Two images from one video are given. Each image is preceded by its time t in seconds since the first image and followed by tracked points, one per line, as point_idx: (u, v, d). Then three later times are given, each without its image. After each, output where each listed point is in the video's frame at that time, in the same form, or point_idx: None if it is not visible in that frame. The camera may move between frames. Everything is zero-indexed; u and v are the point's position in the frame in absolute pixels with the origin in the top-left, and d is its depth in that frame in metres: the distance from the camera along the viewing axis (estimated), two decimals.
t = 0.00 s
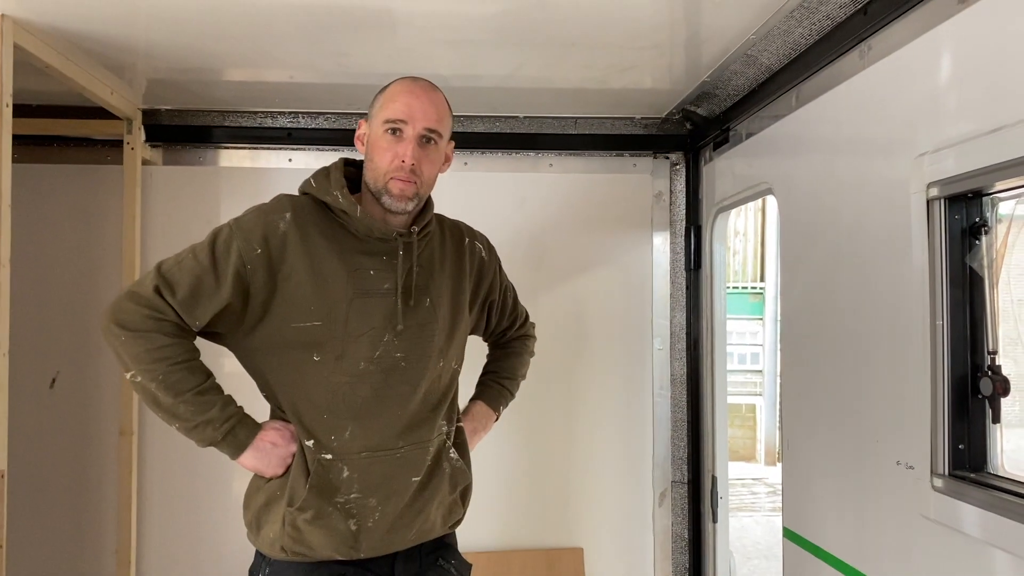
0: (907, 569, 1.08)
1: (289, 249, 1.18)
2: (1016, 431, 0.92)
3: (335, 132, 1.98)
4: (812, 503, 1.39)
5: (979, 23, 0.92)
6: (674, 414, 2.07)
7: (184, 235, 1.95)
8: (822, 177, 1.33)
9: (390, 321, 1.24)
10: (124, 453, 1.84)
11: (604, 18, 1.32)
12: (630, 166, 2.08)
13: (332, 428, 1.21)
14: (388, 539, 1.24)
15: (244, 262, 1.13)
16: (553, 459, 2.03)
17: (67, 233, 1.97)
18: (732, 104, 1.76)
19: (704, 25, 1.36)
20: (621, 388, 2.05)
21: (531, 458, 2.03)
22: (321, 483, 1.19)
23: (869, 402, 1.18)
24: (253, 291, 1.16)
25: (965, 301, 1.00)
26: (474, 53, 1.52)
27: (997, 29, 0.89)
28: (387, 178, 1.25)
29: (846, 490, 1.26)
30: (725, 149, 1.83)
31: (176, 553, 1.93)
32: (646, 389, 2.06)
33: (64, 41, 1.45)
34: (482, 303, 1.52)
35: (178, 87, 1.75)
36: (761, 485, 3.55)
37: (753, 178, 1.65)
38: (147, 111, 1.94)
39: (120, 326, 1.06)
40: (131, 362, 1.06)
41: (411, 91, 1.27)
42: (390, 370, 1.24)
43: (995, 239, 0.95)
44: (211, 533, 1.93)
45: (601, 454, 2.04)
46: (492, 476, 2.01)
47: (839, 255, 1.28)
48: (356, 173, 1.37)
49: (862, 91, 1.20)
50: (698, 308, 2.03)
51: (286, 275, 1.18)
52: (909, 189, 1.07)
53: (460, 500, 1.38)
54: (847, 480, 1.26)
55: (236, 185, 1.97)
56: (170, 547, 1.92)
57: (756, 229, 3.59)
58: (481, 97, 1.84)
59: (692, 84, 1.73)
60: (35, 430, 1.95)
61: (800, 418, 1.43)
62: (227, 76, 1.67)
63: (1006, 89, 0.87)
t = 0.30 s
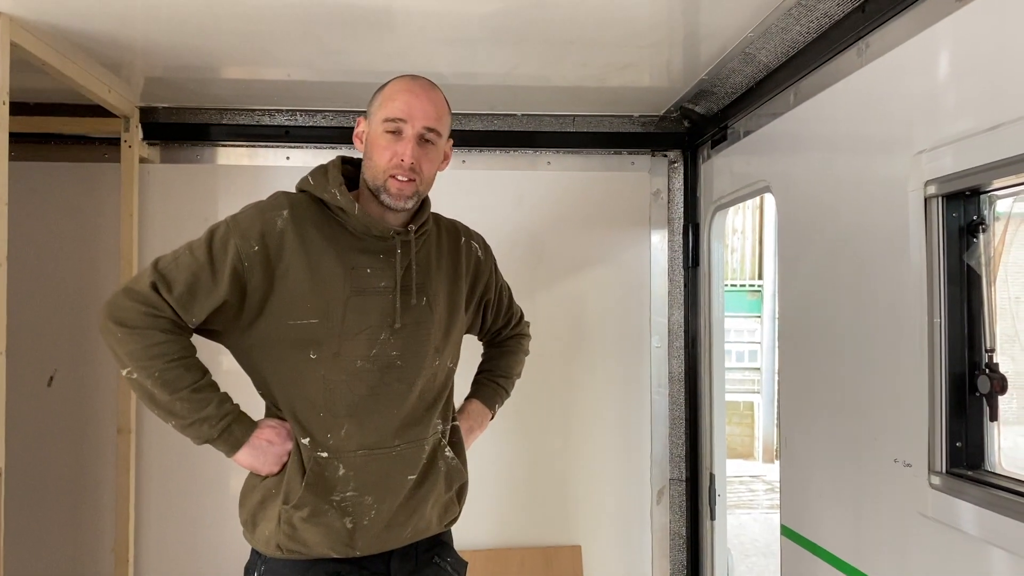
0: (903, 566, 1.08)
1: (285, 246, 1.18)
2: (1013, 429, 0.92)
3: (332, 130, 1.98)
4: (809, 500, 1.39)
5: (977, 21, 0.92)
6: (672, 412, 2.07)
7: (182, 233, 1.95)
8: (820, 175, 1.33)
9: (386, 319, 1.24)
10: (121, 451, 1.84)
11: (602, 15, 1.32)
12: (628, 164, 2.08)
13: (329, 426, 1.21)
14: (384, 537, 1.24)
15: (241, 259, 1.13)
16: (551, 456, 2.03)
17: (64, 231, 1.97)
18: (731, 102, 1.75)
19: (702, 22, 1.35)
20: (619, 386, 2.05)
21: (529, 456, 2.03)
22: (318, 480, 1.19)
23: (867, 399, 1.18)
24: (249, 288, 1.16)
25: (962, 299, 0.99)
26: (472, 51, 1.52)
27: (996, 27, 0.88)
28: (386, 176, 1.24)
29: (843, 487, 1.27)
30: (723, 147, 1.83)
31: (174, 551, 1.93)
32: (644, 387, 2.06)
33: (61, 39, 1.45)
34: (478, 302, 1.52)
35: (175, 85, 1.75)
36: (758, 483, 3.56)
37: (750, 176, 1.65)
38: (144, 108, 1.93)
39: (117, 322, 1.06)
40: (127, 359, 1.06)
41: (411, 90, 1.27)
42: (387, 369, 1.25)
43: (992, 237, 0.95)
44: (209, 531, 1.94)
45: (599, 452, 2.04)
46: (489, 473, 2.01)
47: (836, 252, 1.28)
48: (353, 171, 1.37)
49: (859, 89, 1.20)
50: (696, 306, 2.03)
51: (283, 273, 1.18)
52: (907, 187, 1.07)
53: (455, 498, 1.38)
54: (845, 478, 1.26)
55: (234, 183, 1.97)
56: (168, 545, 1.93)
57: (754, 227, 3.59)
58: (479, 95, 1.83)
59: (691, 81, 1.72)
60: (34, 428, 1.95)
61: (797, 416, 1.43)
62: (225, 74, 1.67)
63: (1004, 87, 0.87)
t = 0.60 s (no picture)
0: (900, 563, 1.09)
1: (283, 245, 1.18)
2: (1011, 426, 0.92)
3: (331, 128, 1.98)
4: (807, 498, 1.40)
5: (974, 17, 0.92)
6: (670, 410, 2.07)
7: (180, 232, 1.95)
8: (818, 173, 1.33)
9: (384, 318, 1.24)
10: (120, 450, 1.85)
11: (600, 13, 1.32)
12: (627, 162, 2.08)
13: (326, 424, 1.21)
14: (381, 535, 1.25)
15: (239, 258, 1.13)
16: (550, 454, 2.03)
17: (62, 229, 1.97)
18: (729, 100, 1.75)
19: (700, 20, 1.35)
20: (618, 384, 2.06)
21: (528, 454, 2.03)
22: (315, 479, 1.19)
23: (864, 397, 1.18)
24: (248, 287, 1.15)
25: (960, 297, 1.00)
26: (470, 49, 1.52)
27: (993, 24, 0.88)
28: (387, 174, 1.24)
29: (840, 485, 1.27)
30: (721, 144, 1.83)
31: (173, 549, 1.93)
32: (643, 385, 2.06)
33: (58, 37, 1.44)
34: (477, 300, 1.52)
35: (173, 83, 1.75)
36: (757, 481, 3.56)
37: (748, 174, 1.65)
38: (143, 107, 1.92)
39: (115, 320, 1.06)
40: (126, 357, 1.06)
41: (414, 88, 1.27)
42: (384, 368, 1.25)
43: (990, 234, 0.95)
44: (208, 530, 1.94)
45: (597, 449, 2.05)
46: (488, 472, 2.02)
47: (834, 250, 1.28)
48: (352, 169, 1.37)
49: (857, 86, 1.20)
50: (694, 304, 2.03)
51: (281, 272, 1.18)
52: (905, 184, 1.07)
53: (453, 496, 1.38)
54: (842, 475, 1.26)
55: (232, 182, 1.97)
56: (167, 543, 1.93)
57: (752, 225, 3.59)
58: (478, 93, 1.83)
59: (689, 79, 1.72)
60: (32, 427, 1.95)
61: (795, 414, 1.44)
62: (222, 72, 1.67)
63: (1002, 84, 0.87)
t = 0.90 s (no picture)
0: (897, 563, 1.09)
1: (278, 246, 1.18)
2: (1005, 425, 0.92)
3: (328, 128, 1.98)
4: (804, 497, 1.40)
5: (968, 18, 0.92)
6: (668, 409, 2.08)
7: (177, 232, 1.95)
8: (814, 173, 1.33)
9: (379, 318, 1.24)
10: (118, 450, 1.85)
11: (597, 13, 1.32)
12: (624, 162, 2.09)
13: (323, 425, 1.21)
14: (379, 535, 1.25)
15: (233, 260, 1.13)
16: (547, 454, 2.04)
17: (59, 230, 1.97)
18: (725, 100, 1.76)
19: (696, 19, 1.36)
20: (616, 384, 2.06)
21: (525, 453, 2.03)
22: (312, 480, 1.19)
23: (860, 396, 1.19)
24: (243, 288, 1.16)
25: (955, 297, 1.00)
26: (467, 50, 1.52)
27: (987, 25, 0.89)
28: (405, 183, 1.23)
29: (837, 484, 1.27)
30: (718, 144, 1.83)
31: (170, 549, 1.93)
32: (641, 384, 2.06)
33: (54, 37, 1.44)
34: (474, 299, 1.52)
35: (170, 83, 1.75)
36: (755, 480, 3.57)
37: (745, 174, 1.65)
38: (140, 108, 1.93)
39: (110, 322, 1.07)
40: (121, 359, 1.06)
41: (433, 96, 1.24)
42: (380, 368, 1.25)
43: (984, 234, 0.95)
44: (205, 529, 1.94)
45: (594, 448, 2.05)
46: (485, 471, 2.02)
47: (829, 251, 1.28)
48: (347, 169, 1.38)
49: (853, 86, 1.20)
50: (691, 303, 2.03)
51: (276, 273, 1.18)
52: (900, 184, 1.07)
53: (450, 495, 1.39)
54: (838, 475, 1.26)
55: (230, 182, 1.97)
56: (164, 542, 1.93)
57: (751, 224, 3.59)
58: (474, 93, 1.83)
59: (686, 79, 1.73)
60: (29, 426, 1.95)
61: (792, 414, 1.44)
62: (219, 72, 1.67)
63: (995, 83, 0.87)
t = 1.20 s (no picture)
0: (893, 563, 1.09)
1: (276, 247, 1.18)
2: (1000, 425, 0.92)
3: (325, 128, 1.98)
4: (800, 497, 1.40)
5: (964, 19, 0.92)
6: (664, 409, 2.08)
7: (174, 233, 1.95)
8: (810, 173, 1.34)
9: (378, 319, 1.25)
10: (115, 451, 1.85)
11: (594, 13, 1.32)
12: (620, 162, 2.09)
13: (321, 426, 1.21)
14: (379, 535, 1.25)
15: (232, 261, 1.13)
16: (544, 454, 2.04)
17: (56, 230, 1.97)
18: (721, 100, 1.76)
19: (693, 19, 1.36)
20: (612, 384, 2.06)
21: (523, 453, 2.03)
22: (312, 481, 1.20)
23: (856, 397, 1.19)
24: (242, 288, 1.16)
25: (950, 297, 1.00)
26: (463, 50, 1.52)
27: (982, 26, 0.89)
28: (444, 204, 1.29)
29: (833, 485, 1.27)
30: (715, 144, 1.83)
31: (168, 549, 1.93)
32: (637, 383, 2.07)
33: (51, 37, 1.44)
34: (467, 296, 1.52)
35: (167, 83, 1.75)
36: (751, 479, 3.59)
37: (741, 174, 1.65)
38: (137, 108, 1.93)
39: (109, 324, 1.06)
40: (120, 360, 1.06)
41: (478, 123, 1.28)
42: (379, 368, 1.25)
43: (979, 234, 0.96)
44: (203, 529, 1.94)
45: (591, 448, 2.05)
46: (482, 471, 2.02)
47: (824, 251, 1.29)
48: (343, 169, 1.37)
49: (848, 87, 1.21)
50: (687, 304, 2.03)
51: (275, 274, 1.19)
52: (895, 184, 1.07)
53: (449, 494, 1.39)
54: (833, 475, 1.27)
55: (227, 182, 1.97)
56: (162, 542, 1.93)
57: (747, 224, 3.55)
58: (471, 93, 1.83)
59: (683, 79, 1.73)
60: (26, 427, 1.95)
61: (788, 414, 1.44)
62: (216, 73, 1.67)
63: (991, 85, 0.87)
